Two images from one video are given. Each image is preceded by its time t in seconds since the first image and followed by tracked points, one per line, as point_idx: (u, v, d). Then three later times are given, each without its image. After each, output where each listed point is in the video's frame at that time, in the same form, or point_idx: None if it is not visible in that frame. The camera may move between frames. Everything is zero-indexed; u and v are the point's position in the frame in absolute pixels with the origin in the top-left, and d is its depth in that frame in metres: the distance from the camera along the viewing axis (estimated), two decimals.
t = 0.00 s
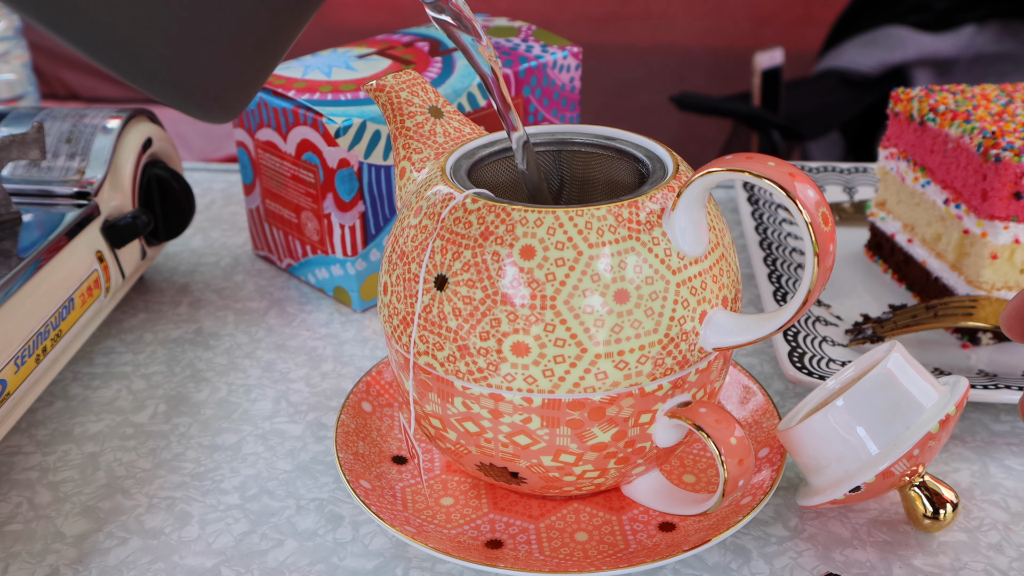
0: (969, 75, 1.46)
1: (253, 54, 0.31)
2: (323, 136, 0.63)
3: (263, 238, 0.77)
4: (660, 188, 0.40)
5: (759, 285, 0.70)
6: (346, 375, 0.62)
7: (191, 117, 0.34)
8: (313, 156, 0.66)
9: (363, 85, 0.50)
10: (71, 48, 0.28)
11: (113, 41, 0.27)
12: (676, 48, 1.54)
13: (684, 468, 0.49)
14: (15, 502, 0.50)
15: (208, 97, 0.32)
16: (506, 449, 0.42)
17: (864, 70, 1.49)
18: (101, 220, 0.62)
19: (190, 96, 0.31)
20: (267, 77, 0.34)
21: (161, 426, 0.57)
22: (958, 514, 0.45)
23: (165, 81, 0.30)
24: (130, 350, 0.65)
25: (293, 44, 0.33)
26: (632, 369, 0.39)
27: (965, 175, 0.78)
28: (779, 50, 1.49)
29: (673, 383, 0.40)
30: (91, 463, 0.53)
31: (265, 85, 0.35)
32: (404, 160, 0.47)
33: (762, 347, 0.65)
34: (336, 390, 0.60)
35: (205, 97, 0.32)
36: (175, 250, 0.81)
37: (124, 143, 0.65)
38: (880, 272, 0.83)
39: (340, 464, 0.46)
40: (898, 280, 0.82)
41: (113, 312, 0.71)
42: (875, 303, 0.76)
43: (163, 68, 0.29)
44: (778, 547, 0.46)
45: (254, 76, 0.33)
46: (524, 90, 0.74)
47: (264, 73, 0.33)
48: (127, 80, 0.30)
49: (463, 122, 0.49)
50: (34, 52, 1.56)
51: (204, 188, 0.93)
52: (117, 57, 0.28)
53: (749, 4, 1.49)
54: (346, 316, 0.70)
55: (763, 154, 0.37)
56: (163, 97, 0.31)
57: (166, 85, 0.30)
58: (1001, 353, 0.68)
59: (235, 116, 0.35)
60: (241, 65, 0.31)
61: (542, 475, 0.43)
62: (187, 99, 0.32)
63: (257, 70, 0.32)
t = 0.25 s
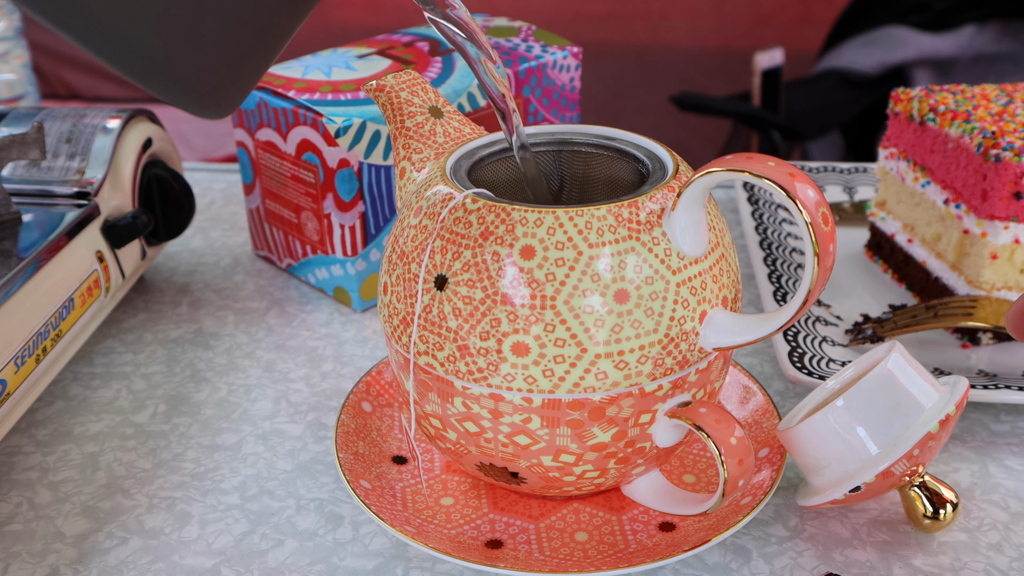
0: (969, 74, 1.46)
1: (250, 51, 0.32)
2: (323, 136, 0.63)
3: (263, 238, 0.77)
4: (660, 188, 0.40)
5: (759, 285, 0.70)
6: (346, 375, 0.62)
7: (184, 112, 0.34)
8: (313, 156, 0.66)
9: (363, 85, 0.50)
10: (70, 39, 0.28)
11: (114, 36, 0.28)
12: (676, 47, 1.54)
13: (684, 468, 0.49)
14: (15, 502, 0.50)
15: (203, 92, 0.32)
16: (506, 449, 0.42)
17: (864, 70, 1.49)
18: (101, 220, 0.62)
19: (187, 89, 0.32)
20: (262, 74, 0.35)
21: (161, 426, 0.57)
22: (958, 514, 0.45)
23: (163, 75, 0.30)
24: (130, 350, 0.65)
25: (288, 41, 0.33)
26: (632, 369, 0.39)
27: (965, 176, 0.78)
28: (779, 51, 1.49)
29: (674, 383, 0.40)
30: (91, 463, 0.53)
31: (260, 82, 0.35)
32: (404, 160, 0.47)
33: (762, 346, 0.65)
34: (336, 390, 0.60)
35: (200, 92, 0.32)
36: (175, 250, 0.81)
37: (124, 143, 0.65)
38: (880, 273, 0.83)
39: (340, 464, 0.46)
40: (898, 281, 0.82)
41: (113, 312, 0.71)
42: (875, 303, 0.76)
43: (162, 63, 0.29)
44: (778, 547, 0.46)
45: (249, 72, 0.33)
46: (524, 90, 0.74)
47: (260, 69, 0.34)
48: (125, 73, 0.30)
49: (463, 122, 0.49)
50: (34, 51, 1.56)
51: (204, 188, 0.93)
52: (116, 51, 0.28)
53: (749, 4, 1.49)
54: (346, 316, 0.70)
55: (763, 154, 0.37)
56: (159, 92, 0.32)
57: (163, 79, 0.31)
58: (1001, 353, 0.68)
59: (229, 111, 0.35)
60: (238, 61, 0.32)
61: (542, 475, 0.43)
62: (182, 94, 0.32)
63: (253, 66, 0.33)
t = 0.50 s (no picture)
0: (969, 74, 1.46)
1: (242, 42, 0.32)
2: (323, 136, 0.63)
3: (264, 238, 0.77)
4: (660, 188, 0.40)
5: (759, 285, 0.70)
6: (346, 375, 0.62)
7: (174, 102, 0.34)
8: (313, 156, 0.66)
9: (363, 85, 0.50)
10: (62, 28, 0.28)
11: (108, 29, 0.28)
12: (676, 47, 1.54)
13: (684, 468, 0.49)
14: (15, 502, 0.50)
15: (195, 83, 0.32)
16: (506, 449, 0.42)
17: (864, 70, 1.49)
18: (101, 220, 0.62)
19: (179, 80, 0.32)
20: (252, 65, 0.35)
21: (161, 426, 0.57)
22: (958, 514, 0.45)
23: (155, 66, 0.30)
24: (130, 350, 0.65)
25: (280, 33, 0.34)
26: (632, 369, 0.39)
27: (965, 175, 0.78)
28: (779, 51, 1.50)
29: (674, 383, 0.40)
30: (91, 463, 0.53)
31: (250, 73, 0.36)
32: (404, 160, 0.47)
33: (762, 347, 0.65)
34: (336, 390, 0.60)
35: (192, 83, 0.32)
36: (175, 250, 0.81)
37: (124, 143, 0.65)
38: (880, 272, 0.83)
39: (340, 464, 0.46)
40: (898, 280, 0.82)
41: (113, 312, 0.71)
42: (875, 303, 0.76)
43: (155, 55, 0.30)
44: (778, 547, 0.46)
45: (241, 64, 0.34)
46: (523, 90, 0.74)
47: (250, 61, 0.34)
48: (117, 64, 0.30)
49: (463, 122, 0.49)
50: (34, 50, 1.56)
51: (204, 188, 0.93)
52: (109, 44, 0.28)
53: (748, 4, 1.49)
54: (346, 316, 0.70)
55: (763, 154, 0.37)
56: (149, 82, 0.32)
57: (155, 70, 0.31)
58: (1001, 353, 0.68)
59: (219, 101, 0.36)
60: (230, 52, 0.32)
61: (542, 475, 0.43)
62: (173, 84, 0.32)
63: (244, 57, 0.33)
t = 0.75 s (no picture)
0: (970, 74, 1.46)
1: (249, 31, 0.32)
2: (323, 136, 0.63)
3: (264, 238, 0.77)
4: (660, 188, 0.40)
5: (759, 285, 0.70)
6: (346, 375, 0.62)
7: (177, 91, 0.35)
8: (313, 156, 0.66)
9: (363, 85, 0.50)
10: (67, 14, 0.29)
11: (114, 13, 0.28)
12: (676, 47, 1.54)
13: (684, 468, 0.49)
14: (15, 502, 0.50)
15: (201, 71, 0.33)
16: (506, 449, 0.42)
17: (864, 70, 1.49)
18: (101, 220, 0.62)
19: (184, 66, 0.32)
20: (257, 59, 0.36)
21: (161, 426, 0.57)
22: (958, 514, 0.45)
23: (161, 52, 0.31)
24: (130, 350, 0.65)
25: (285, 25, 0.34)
26: (632, 369, 0.39)
27: (965, 175, 0.78)
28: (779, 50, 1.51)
29: (673, 383, 0.40)
30: (91, 463, 0.53)
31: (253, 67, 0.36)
32: (404, 160, 0.47)
33: (762, 347, 0.65)
34: (336, 390, 0.60)
35: (197, 71, 0.33)
36: (175, 250, 0.81)
37: (124, 143, 0.65)
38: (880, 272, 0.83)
39: (340, 465, 0.46)
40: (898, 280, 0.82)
41: (113, 312, 0.71)
42: (875, 303, 0.76)
43: (159, 41, 0.30)
44: (778, 548, 0.46)
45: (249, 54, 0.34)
46: (524, 90, 0.74)
47: (255, 54, 0.35)
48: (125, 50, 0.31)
49: (463, 122, 0.49)
50: (34, 50, 1.55)
51: (204, 188, 0.93)
52: (117, 29, 0.29)
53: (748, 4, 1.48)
54: (346, 316, 0.70)
55: (763, 154, 0.37)
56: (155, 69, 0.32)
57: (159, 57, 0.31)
58: (1001, 353, 0.68)
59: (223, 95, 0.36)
60: (235, 42, 0.33)
61: (542, 475, 0.43)
62: (179, 72, 0.33)
63: (248, 49, 0.34)
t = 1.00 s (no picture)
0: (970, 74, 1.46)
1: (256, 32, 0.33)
2: (323, 136, 0.63)
3: (264, 238, 0.77)
4: (660, 189, 0.40)
5: (759, 285, 0.70)
6: (346, 375, 0.62)
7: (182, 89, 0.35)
8: (313, 156, 0.66)
9: (363, 85, 0.50)
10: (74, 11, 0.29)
11: (121, 14, 0.29)
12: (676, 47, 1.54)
13: (684, 468, 0.49)
14: (15, 502, 0.50)
15: (208, 72, 0.33)
16: (506, 449, 0.42)
17: (864, 70, 1.49)
18: (101, 220, 0.62)
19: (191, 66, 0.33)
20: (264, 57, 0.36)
21: (161, 426, 0.57)
22: (958, 514, 0.45)
23: (165, 50, 0.31)
24: (130, 350, 0.65)
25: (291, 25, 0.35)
26: (632, 369, 0.39)
27: (965, 176, 0.78)
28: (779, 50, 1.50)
29: (673, 383, 0.40)
30: (91, 463, 0.53)
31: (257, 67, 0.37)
32: (404, 160, 0.47)
33: (762, 347, 0.65)
34: (336, 390, 0.60)
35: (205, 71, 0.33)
36: (175, 250, 0.81)
37: (124, 143, 0.65)
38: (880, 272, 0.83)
39: (340, 465, 0.46)
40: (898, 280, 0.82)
41: (113, 312, 0.71)
42: (875, 303, 0.76)
43: (164, 40, 0.30)
44: (778, 547, 0.46)
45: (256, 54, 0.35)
46: (524, 90, 0.74)
47: (261, 54, 0.35)
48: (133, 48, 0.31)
49: (463, 122, 0.49)
50: (35, 49, 1.55)
51: (204, 188, 0.93)
52: (125, 28, 0.29)
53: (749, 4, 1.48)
54: (346, 316, 0.70)
55: (763, 154, 0.37)
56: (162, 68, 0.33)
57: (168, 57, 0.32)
58: (1001, 353, 0.68)
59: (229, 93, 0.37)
60: (239, 44, 0.33)
61: (542, 475, 0.43)
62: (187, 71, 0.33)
63: (252, 50, 0.34)
